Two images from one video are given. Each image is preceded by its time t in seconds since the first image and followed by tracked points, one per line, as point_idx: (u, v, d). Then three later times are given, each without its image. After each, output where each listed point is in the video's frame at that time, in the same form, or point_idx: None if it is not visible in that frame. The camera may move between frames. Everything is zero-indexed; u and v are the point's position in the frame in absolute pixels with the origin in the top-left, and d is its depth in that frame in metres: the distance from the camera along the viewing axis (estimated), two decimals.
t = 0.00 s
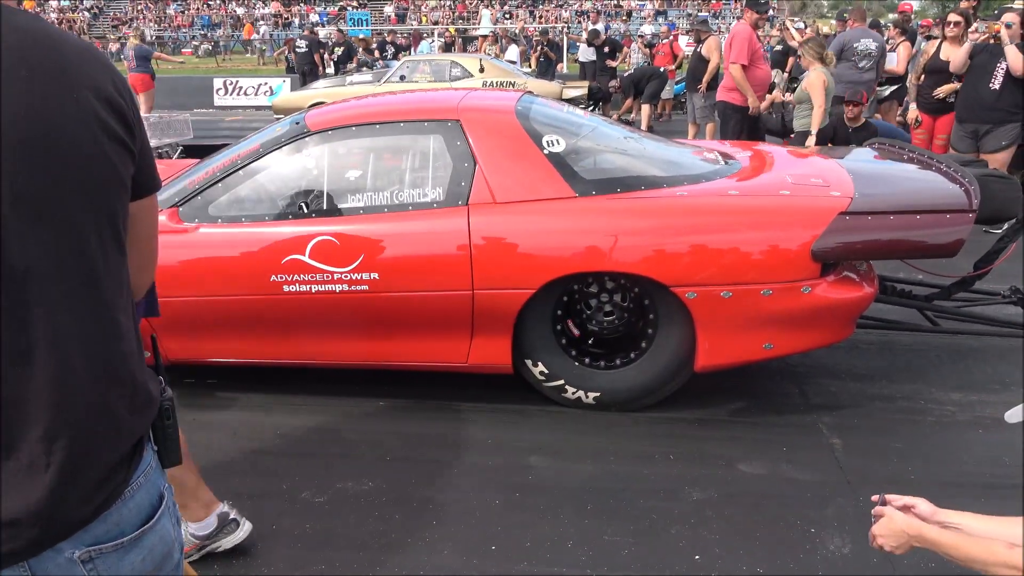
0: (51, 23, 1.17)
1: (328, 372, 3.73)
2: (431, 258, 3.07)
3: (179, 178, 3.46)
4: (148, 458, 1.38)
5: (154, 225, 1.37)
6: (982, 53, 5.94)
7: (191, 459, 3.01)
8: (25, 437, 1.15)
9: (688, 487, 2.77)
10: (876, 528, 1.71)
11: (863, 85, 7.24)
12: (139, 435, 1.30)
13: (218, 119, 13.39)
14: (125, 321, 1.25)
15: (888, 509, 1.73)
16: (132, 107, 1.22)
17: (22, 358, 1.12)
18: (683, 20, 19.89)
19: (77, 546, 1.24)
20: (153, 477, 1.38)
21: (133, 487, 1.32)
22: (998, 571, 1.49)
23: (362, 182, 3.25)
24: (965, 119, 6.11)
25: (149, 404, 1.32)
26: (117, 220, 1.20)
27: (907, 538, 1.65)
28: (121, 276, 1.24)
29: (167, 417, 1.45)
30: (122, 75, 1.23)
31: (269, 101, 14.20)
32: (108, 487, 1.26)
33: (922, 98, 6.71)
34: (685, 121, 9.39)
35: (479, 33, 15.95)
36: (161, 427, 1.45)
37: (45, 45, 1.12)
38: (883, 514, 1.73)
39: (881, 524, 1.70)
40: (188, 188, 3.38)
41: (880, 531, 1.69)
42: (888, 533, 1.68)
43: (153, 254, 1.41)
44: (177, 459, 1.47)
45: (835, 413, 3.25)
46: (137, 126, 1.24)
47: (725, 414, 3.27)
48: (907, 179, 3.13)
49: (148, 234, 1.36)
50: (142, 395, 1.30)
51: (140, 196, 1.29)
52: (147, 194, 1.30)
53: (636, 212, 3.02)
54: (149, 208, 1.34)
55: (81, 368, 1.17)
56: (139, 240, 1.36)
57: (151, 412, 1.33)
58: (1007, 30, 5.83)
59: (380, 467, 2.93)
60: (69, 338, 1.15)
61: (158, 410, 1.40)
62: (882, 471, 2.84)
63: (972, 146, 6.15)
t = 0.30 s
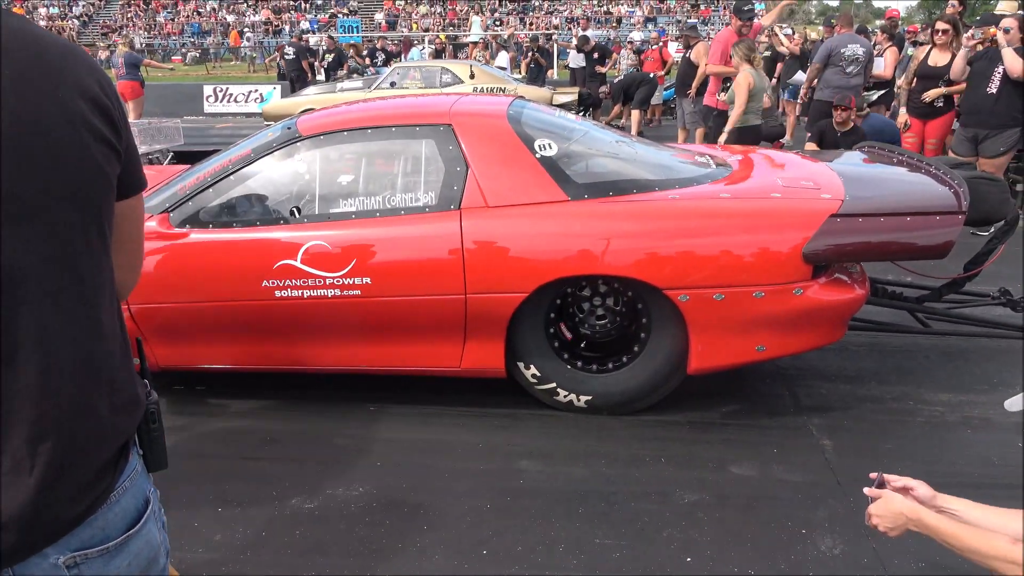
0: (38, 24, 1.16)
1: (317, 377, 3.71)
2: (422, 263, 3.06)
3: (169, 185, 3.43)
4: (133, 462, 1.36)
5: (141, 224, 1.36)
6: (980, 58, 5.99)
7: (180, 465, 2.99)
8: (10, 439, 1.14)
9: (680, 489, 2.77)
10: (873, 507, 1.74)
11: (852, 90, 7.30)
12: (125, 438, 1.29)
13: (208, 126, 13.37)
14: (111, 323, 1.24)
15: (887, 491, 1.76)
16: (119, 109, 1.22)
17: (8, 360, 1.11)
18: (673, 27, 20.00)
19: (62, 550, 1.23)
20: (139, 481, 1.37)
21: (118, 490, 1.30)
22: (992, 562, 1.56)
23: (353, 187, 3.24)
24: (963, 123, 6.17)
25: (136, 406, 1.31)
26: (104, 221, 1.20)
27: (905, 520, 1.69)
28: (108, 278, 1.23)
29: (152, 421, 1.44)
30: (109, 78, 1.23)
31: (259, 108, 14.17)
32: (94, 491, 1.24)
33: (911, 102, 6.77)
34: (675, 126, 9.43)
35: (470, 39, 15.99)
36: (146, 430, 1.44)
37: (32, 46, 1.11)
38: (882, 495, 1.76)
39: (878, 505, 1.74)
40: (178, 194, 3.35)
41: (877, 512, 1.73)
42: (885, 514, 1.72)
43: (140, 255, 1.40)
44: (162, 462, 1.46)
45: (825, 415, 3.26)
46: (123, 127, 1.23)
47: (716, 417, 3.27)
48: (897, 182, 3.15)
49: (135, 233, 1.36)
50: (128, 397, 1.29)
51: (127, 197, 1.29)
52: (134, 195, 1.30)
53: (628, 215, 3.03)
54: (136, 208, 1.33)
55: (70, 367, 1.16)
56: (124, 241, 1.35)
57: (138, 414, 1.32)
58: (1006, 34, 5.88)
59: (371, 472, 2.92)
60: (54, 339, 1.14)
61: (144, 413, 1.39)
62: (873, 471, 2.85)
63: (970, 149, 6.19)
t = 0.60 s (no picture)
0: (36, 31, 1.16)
1: (317, 381, 3.71)
2: (421, 265, 3.06)
3: (166, 191, 3.42)
4: (133, 467, 1.36)
5: (138, 230, 1.36)
6: (981, 55, 6.01)
7: (180, 471, 2.99)
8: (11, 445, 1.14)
9: (680, 489, 2.76)
10: (881, 495, 1.74)
11: (849, 89, 7.30)
12: (125, 443, 1.29)
13: (206, 131, 13.36)
14: (111, 328, 1.24)
15: (895, 480, 1.75)
16: (118, 115, 1.22)
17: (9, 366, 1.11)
18: (669, 27, 20.01)
19: (64, 556, 1.23)
20: (139, 486, 1.37)
21: (119, 496, 1.31)
22: (1000, 553, 1.60)
23: (351, 191, 3.24)
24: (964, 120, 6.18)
25: (136, 411, 1.31)
26: (104, 227, 1.19)
27: (913, 509, 1.69)
28: (107, 283, 1.23)
29: (152, 426, 1.44)
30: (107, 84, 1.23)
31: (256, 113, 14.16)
32: (95, 496, 1.24)
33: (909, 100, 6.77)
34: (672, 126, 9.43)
35: (467, 42, 15.99)
36: (146, 435, 1.44)
37: (31, 54, 1.11)
38: (889, 483, 1.75)
39: (886, 492, 1.73)
40: (176, 200, 3.34)
41: (884, 500, 1.73)
42: (892, 503, 1.71)
43: (139, 260, 1.40)
44: (162, 468, 1.46)
45: (825, 413, 3.26)
46: (122, 133, 1.23)
47: (716, 417, 3.27)
48: (896, 180, 3.15)
49: (133, 239, 1.36)
50: (128, 401, 1.29)
51: (126, 203, 1.29)
52: (132, 201, 1.29)
53: (627, 216, 3.02)
54: (135, 214, 1.33)
55: (69, 371, 1.16)
56: (124, 247, 1.35)
57: (138, 419, 1.32)
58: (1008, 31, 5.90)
59: (371, 475, 2.91)
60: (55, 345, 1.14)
61: (144, 418, 1.39)
62: (874, 469, 2.85)
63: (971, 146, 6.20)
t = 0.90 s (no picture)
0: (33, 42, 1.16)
1: (312, 389, 3.71)
2: (416, 272, 3.06)
3: (161, 199, 3.43)
4: (133, 474, 1.36)
5: (134, 239, 1.36)
6: (972, 58, 6.05)
7: (176, 480, 2.98)
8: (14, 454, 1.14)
9: (676, 494, 2.77)
10: (881, 491, 1.73)
11: (840, 93, 7.34)
12: (126, 450, 1.29)
13: (200, 138, 13.36)
14: (110, 337, 1.25)
15: (896, 476, 1.75)
16: (115, 124, 1.22)
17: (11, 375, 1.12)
18: (662, 32, 20.09)
19: (68, 564, 1.23)
20: (140, 493, 1.37)
21: (121, 502, 1.31)
22: (997, 551, 1.61)
23: (346, 198, 3.24)
24: (956, 122, 6.20)
25: (135, 419, 1.32)
26: (104, 236, 1.20)
27: (912, 506, 1.69)
28: (107, 292, 1.23)
29: (151, 433, 1.44)
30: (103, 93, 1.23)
31: (250, 120, 14.16)
32: (97, 505, 1.25)
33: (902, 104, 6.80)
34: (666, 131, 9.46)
35: (461, 48, 16.05)
36: (145, 442, 1.44)
37: (31, 65, 1.12)
38: (889, 480, 1.75)
39: (885, 489, 1.73)
40: (170, 208, 3.35)
41: (883, 496, 1.73)
42: (892, 500, 1.71)
43: (136, 269, 1.40)
44: (161, 474, 1.47)
45: (820, 417, 3.27)
46: (120, 142, 1.23)
47: (711, 421, 3.28)
48: (886, 183, 3.16)
49: (129, 248, 1.36)
50: (128, 409, 1.29)
51: (124, 212, 1.29)
52: (130, 210, 1.30)
53: (621, 221, 3.03)
54: (131, 223, 1.34)
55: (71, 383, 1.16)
56: (120, 255, 1.35)
57: (138, 427, 1.32)
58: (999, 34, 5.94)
59: (368, 483, 2.91)
60: (56, 354, 1.14)
61: (143, 426, 1.39)
62: (869, 472, 2.85)
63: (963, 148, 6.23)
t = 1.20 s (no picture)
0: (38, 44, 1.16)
1: (311, 392, 3.70)
2: (416, 276, 3.06)
3: (162, 200, 3.42)
4: (135, 476, 1.36)
5: (137, 242, 1.36)
6: (973, 67, 6.06)
7: (174, 482, 2.97)
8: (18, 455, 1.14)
9: (675, 500, 2.76)
10: (882, 498, 1.74)
11: (842, 100, 7.35)
12: (128, 453, 1.28)
13: (201, 140, 13.39)
14: (114, 339, 1.24)
15: (898, 483, 1.75)
16: (119, 127, 1.22)
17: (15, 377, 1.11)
18: (663, 38, 20.13)
19: (70, 566, 1.23)
20: (141, 495, 1.37)
21: (123, 504, 1.31)
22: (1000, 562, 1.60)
23: (347, 201, 3.24)
24: (957, 130, 6.21)
25: (137, 421, 1.31)
26: (108, 238, 1.19)
27: (913, 514, 1.70)
28: (111, 295, 1.23)
29: (151, 435, 1.44)
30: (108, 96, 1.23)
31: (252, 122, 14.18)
32: (99, 507, 1.24)
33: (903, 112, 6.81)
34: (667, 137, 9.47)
35: (463, 52, 16.09)
36: (146, 445, 1.44)
37: (36, 66, 1.12)
38: (892, 487, 1.76)
39: (887, 496, 1.74)
40: (171, 209, 3.34)
41: (886, 503, 1.73)
42: (893, 506, 1.72)
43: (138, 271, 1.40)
44: (162, 476, 1.46)
45: (819, 424, 3.27)
46: (125, 144, 1.23)
47: (711, 427, 3.27)
48: (887, 191, 3.17)
49: (132, 250, 1.36)
50: (130, 411, 1.29)
51: (128, 214, 1.29)
52: (134, 212, 1.29)
53: (623, 226, 3.03)
54: (134, 225, 1.33)
55: (74, 387, 1.16)
56: (122, 257, 1.35)
57: (139, 430, 1.32)
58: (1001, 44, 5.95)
59: (367, 486, 2.90)
60: (61, 356, 1.14)
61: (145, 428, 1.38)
62: (869, 480, 2.85)
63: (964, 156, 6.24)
